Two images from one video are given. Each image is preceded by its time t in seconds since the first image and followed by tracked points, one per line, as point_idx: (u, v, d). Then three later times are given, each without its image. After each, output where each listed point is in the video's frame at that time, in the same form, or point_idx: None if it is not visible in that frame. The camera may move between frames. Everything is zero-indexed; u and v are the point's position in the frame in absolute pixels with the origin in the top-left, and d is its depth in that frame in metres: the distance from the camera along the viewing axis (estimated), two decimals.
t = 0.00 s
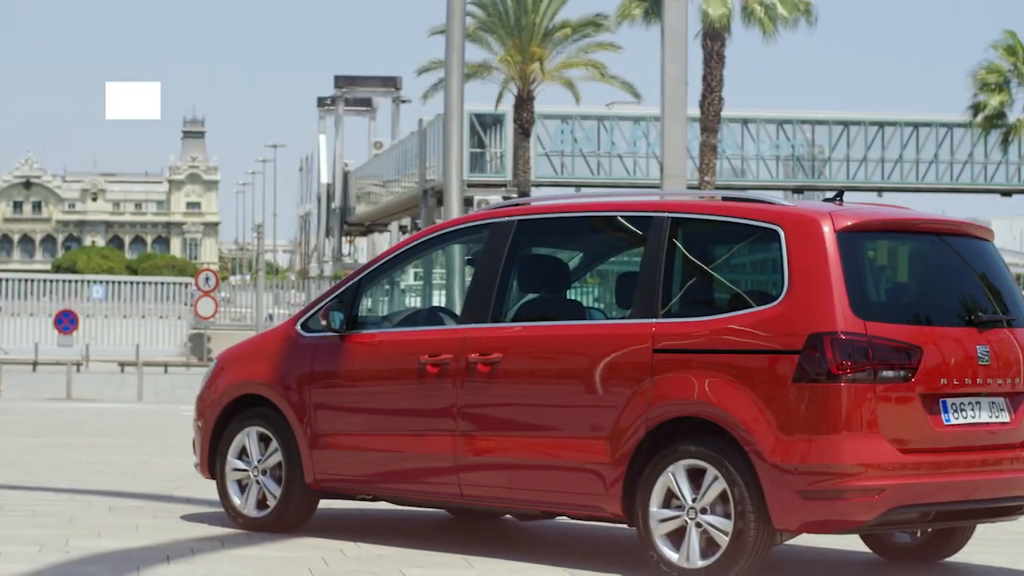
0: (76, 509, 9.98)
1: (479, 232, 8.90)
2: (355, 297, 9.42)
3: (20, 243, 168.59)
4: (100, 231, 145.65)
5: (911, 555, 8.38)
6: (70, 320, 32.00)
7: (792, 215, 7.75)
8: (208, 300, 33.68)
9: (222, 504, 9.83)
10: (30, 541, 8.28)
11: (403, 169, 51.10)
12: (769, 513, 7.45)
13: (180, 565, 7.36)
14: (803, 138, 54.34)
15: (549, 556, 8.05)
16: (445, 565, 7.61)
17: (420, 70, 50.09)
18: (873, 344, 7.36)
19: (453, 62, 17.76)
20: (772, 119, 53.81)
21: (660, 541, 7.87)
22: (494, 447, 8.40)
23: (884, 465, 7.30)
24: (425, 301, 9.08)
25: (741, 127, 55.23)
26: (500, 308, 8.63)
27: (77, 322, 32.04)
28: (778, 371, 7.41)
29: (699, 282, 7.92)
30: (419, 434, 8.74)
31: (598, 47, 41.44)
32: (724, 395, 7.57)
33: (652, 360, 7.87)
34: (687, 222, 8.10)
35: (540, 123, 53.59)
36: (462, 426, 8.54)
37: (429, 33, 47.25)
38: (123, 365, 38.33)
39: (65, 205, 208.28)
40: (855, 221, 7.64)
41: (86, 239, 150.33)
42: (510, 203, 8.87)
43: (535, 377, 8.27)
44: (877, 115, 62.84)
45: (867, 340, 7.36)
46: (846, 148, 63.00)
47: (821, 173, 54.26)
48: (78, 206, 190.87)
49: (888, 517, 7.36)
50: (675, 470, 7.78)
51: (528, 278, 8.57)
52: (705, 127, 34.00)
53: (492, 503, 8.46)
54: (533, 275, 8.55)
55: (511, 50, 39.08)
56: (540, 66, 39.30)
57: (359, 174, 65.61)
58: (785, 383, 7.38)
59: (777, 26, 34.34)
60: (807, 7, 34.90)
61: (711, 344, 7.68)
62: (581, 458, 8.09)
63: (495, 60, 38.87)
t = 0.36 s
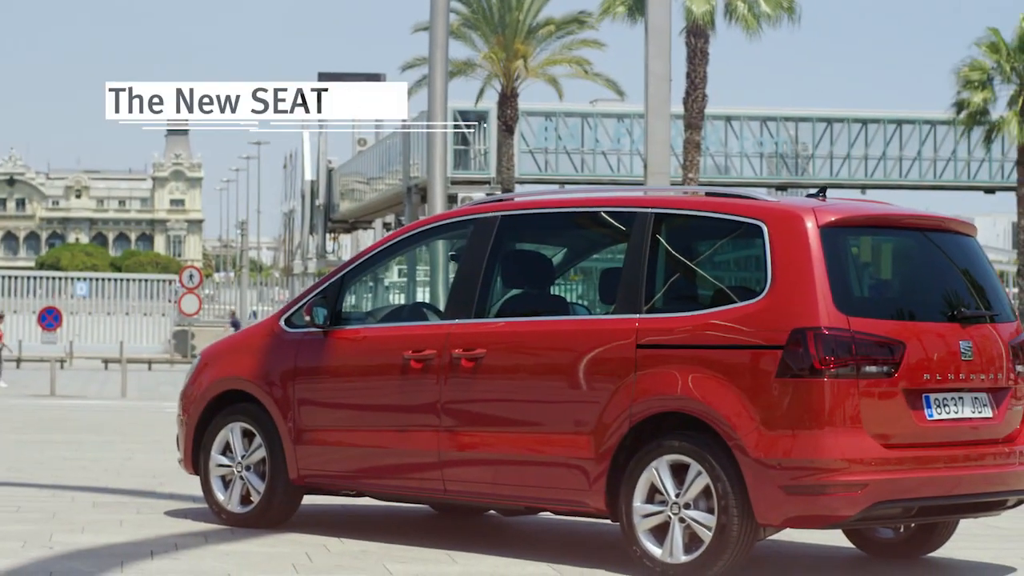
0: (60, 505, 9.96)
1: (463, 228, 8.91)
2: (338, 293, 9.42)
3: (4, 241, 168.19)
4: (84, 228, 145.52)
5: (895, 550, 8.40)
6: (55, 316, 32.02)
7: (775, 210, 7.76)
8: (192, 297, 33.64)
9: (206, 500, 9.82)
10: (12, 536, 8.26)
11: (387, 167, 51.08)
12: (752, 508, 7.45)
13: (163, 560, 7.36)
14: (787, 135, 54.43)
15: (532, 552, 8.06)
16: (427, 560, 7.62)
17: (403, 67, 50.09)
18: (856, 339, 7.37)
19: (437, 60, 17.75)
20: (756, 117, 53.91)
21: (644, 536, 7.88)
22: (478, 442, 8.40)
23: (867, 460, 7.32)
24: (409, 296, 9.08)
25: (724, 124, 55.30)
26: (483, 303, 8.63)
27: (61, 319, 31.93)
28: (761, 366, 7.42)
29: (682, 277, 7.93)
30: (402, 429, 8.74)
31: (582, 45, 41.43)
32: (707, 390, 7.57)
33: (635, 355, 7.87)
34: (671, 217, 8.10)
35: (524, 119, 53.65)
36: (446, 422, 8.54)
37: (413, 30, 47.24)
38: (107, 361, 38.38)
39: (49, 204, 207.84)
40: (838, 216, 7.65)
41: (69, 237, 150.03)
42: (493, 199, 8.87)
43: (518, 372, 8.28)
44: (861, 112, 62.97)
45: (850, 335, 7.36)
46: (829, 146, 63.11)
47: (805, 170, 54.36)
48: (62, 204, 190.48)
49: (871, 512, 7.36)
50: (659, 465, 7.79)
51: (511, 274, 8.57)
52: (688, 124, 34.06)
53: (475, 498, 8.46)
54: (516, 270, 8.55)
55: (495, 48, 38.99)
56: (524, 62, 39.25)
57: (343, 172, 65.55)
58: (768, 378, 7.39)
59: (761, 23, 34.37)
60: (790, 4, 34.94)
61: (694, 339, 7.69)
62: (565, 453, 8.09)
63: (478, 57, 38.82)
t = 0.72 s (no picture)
0: (44, 501, 9.94)
1: (448, 224, 8.91)
2: (324, 289, 9.42)
3: None
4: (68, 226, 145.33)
5: (879, 545, 8.42)
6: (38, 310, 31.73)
7: (759, 207, 7.77)
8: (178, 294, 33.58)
9: (191, 495, 9.82)
10: None
11: (373, 164, 51.10)
12: (736, 504, 7.46)
13: (148, 556, 7.36)
14: (773, 132, 54.56)
15: (517, 547, 8.06)
16: (412, 556, 7.62)
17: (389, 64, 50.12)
18: (840, 335, 7.38)
19: (421, 59, 17.78)
20: (741, 114, 54.03)
21: (629, 531, 7.89)
22: (463, 438, 8.40)
23: (852, 456, 7.33)
24: (394, 292, 9.08)
25: (710, 121, 55.40)
26: (468, 300, 8.63)
27: (46, 316, 31.90)
28: (745, 361, 7.43)
29: (667, 273, 7.93)
30: (387, 425, 8.74)
31: (567, 42, 41.47)
32: (692, 386, 7.58)
33: (620, 351, 7.88)
34: (655, 213, 8.11)
35: (510, 116, 53.73)
36: (431, 418, 8.54)
37: (398, 27, 47.24)
38: (92, 358, 38.35)
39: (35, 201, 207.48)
40: (822, 212, 7.66)
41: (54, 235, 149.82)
42: (479, 195, 8.88)
43: (503, 368, 8.28)
44: (846, 109, 63.08)
45: (835, 331, 7.38)
46: (813, 143, 63.19)
47: (791, 167, 54.49)
48: (48, 201, 190.17)
49: (855, 507, 7.37)
50: (643, 461, 7.80)
51: (496, 270, 8.56)
52: (673, 121, 34.09)
53: (460, 493, 8.46)
54: (500, 266, 8.55)
55: (479, 44, 38.90)
56: (509, 60, 39.27)
57: (329, 168, 65.54)
58: (752, 374, 7.39)
59: (746, 20, 34.45)
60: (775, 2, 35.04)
61: (679, 335, 7.69)
62: (549, 449, 8.10)
63: (463, 54, 38.83)
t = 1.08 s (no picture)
0: (31, 496, 9.93)
1: (434, 219, 8.92)
2: (311, 286, 9.42)
3: None
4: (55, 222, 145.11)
5: (865, 540, 8.44)
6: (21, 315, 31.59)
7: (746, 202, 7.78)
8: (164, 291, 33.61)
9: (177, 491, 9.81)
10: None
11: (360, 160, 51.06)
12: (723, 498, 7.47)
13: (134, 550, 7.36)
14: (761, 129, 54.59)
15: (504, 541, 8.06)
16: (399, 550, 7.62)
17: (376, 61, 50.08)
18: (827, 329, 7.40)
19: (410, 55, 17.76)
20: (729, 110, 54.07)
21: (615, 526, 7.91)
22: (449, 433, 8.41)
23: (838, 451, 7.34)
24: (381, 287, 9.08)
25: (697, 117, 55.43)
26: (455, 295, 8.64)
27: (33, 312, 31.86)
28: (732, 356, 7.44)
29: (653, 268, 7.94)
30: (374, 420, 8.74)
31: (554, 38, 41.47)
32: (678, 380, 7.59)
33: (606, 346, 7.89)
34: (642, 208, 8.12)
35: (498, 113, 53.74)
36: (417, 413, 8.54)
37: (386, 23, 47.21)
38: (79, 355, 38.30)
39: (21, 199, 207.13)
40: (808, 208, 7.68)
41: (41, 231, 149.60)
42: (466, 191, 8.89)
43: (490, 363, 8.28)
44: (833, 106, 63.15)
45: (821, 325, 7.39)
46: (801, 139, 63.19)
47: (778, 163, 54.53)
48: (35, 198, 189.86)
49: (841, 502, 7.38)
50: (630, 455, 7.81)
51: (483, 265, 8.57)
52: (660, 117, 34.07)
53: (447, 488, 8.46)
54: (487, 262, 8.55)
55: (467, 41, 38.92)
56: (497, 56, 39.26)
57: (317, 165, 65.47)
58: (738, 369, 7.41)
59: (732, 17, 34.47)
60: None
61: (665, 330, 7.70)
62: (536, 444, 8.10)
63: (450, 51, 38.83)
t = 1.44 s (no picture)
0: (19, 491, 9.91)
1: (423, 213, 8.92)
2: (299, 280, 9.43)
3: None
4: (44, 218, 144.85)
5: (853, 533, 8.46)
6: (13, 311, 31.17)
7: (734, 196, 7.79)
8: (154, 285, 33.57)
9: (167, 485, 9.81)
10: None
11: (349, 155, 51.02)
12: (711, 492, 7.48)
13: (123, 544, 7.36)
14: (750, 125, 54.61)
15: (492, 535, 8.07)
16: (387, 544, 7.63)
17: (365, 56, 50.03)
18: (815, 323, 7.41)
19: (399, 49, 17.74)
20: (718, 106, 54.07)
21: (604, 520, 7.91)
22: (438, 427, 8.41)
23: (826, 444, 7.35)
24: (370, 281, 9.08)
25: (687, 112, 55.43)
26: (443, 289, 8.64)
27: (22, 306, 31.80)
28: (721, 350, 7.45)
29: (641, 262, 7.95)
30: (362, 414, 8.75)
31: (543, 33, 41.45)
32: (667, 374, 7.60)
33: (595, 340, 7.90)
34: (631, 202, 8.12)
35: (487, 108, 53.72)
36: (406, 407, 8.54)
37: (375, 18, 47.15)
38: (68, 350, 38.23)
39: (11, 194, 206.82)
40: (796, 201, 7.69)
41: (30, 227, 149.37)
42: (454, 184, 8.88)
43: (478, 357, 8.29)
44: (823, 101, 63.20)
45: (809, 319, 7.40)
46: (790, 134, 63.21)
47: (768, 159, 54.57)
48: (25, 193, 189.56)
49: (830, 495, 7.39)
50: (618, 449, 7.82)
51: (472, 259, 8.57)
52: (649, 113, 34.05)
53: (436, 482, 8.47)
54: (475, 256, 8.55)
55: (456, 36, 38.91)
56: (486, 51, 39.23)
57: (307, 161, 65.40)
58: (727, 362, 7.41)
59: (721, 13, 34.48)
60: None
61: (654, 323, 7.71)
62: (524, 437, 8.11)
63: (440, 46, 38.81)
